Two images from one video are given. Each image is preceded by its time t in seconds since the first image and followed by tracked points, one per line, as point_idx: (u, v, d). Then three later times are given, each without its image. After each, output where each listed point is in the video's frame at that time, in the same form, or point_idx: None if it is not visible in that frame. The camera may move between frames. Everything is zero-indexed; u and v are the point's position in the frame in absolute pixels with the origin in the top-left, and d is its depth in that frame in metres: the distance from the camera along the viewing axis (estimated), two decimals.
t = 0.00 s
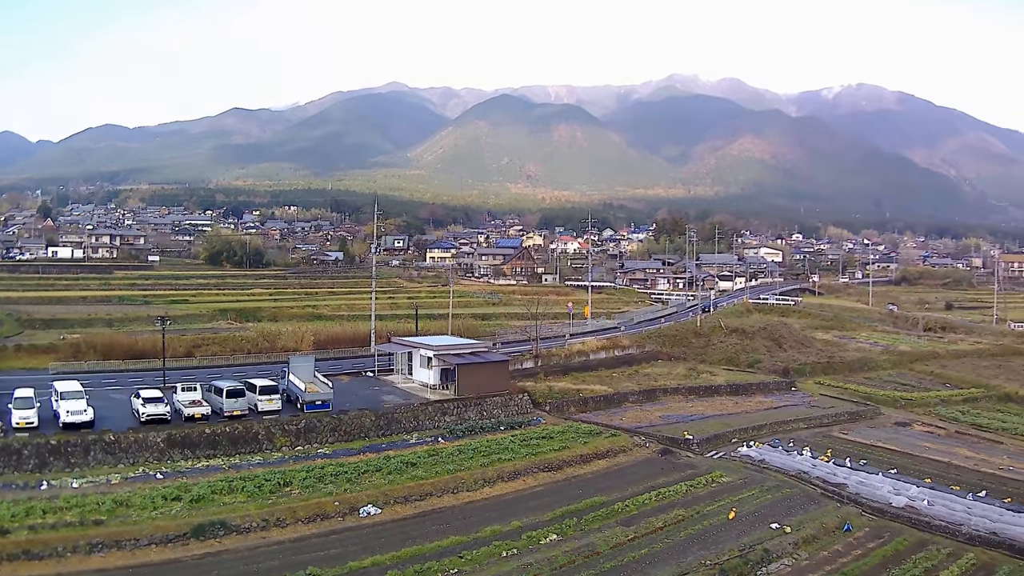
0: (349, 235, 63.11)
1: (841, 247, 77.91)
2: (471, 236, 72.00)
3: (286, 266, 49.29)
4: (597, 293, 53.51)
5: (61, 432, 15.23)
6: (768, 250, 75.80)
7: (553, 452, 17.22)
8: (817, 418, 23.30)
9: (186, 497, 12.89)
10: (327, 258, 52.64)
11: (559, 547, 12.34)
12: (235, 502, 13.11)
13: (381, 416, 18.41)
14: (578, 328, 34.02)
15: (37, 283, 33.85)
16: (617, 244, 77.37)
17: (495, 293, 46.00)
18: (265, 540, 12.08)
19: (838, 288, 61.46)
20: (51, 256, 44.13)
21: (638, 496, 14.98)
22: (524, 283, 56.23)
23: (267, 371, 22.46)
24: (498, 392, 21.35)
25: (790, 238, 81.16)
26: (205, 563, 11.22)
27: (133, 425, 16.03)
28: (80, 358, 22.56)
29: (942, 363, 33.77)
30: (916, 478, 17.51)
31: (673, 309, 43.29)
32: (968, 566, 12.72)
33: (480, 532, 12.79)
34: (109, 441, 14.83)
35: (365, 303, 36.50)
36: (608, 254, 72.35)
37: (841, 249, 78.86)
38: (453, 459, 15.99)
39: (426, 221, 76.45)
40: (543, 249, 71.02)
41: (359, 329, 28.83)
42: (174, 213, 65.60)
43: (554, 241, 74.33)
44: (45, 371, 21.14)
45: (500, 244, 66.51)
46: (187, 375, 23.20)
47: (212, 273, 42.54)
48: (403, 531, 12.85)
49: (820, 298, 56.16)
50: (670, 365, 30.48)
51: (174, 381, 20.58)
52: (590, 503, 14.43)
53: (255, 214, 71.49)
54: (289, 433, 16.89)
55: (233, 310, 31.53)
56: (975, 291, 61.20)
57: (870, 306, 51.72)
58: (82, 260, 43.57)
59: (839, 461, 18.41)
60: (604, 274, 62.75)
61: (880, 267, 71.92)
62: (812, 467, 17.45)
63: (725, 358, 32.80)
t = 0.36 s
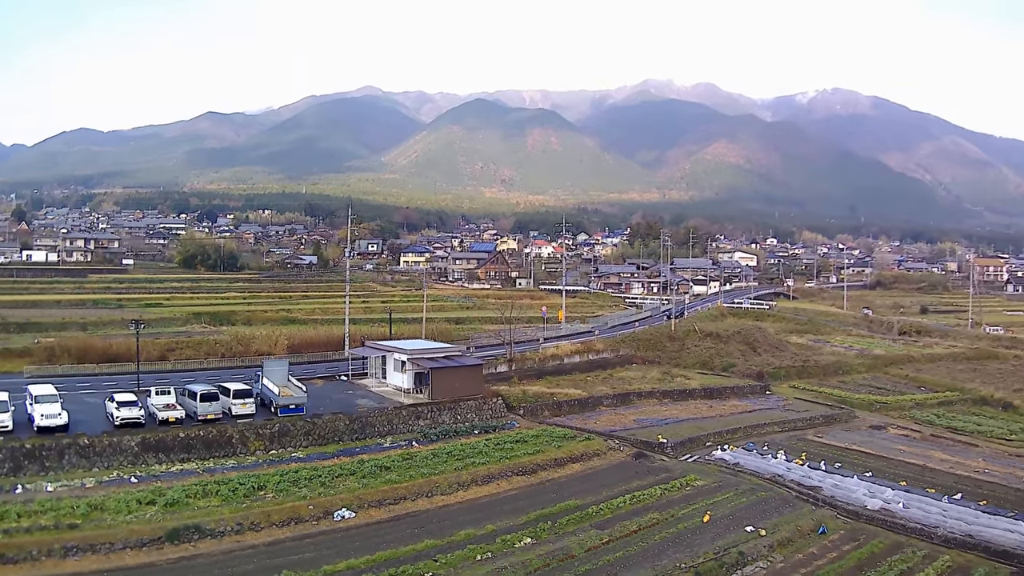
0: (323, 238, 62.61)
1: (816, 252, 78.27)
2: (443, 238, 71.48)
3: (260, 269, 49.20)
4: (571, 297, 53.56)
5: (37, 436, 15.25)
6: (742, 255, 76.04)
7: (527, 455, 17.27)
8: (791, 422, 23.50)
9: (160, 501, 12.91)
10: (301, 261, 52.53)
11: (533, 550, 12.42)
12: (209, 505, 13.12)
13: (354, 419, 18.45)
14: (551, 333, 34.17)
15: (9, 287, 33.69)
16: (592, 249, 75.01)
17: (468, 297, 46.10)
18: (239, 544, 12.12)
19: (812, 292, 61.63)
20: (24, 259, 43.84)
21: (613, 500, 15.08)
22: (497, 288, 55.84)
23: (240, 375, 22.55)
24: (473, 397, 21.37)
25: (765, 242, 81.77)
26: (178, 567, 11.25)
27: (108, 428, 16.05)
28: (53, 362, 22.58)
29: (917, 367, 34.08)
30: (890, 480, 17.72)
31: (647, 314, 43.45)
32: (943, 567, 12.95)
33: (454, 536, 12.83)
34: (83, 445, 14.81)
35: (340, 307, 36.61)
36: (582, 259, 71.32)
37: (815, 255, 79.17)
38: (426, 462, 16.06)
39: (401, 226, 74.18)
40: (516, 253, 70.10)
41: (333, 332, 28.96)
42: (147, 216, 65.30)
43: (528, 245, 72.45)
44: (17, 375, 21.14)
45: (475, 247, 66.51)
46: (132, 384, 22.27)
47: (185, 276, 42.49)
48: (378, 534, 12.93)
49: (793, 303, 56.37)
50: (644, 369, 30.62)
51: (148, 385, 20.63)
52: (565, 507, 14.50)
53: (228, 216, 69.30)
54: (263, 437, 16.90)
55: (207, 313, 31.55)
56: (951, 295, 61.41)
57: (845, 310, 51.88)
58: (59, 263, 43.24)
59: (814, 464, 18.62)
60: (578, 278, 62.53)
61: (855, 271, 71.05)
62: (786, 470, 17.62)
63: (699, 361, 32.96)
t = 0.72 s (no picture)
0: (298, 244, 62.26)
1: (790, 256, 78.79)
2: (416, 244, 72.08)
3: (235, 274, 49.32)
4: (544, 302, 53.95)
5: (12, 440, 15.24)
6: (716, 260, 76.48)
7: (500, 460, 17.44)
8: (765, 426, 23.75)
9: (134, 506, 12.94)
10: (275, 266, 52.52)
11: (508, 554, 12.55)
12: (184, 510, 13.19)
13: (328, 424, 18.54)
14: (524, 338, 34.39)
15: None
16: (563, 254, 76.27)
17: (440, 302, 46.28)
18: (214, 549, 12.22)
19: (786, 297, 61.94)
20: None
21: (586, 504, 15.24)
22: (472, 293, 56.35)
23: (214, 380, 22.61)
24: (446, 403, 21.54)
25: (738, 247, 82.59)
26: (154, 572, 11.32)
27: (82, 433, 16.05)
28: (26, 366, 22.73)
29: (891, 371, 34.49)
30: (865, 483, 18.02)
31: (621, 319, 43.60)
32: (918, 569, 13.24)
33: (428, 540, 12.96)
34: (58, 449, 14.77)
35: (314, 311, 36.98)
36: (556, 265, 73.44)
37: (789, 259, 79.71)
38: (399, 466, 16.23)
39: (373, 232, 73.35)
40: (491, 257, 72.12)
41: (306, 337, 29.41)
42: (124, 220, 64.82)
43: (502, 250, 75.70)
44: None
45: (448, 252, 67.00)
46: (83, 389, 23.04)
47: (160, 280, 42.35)
48: (353, 539, 13.07)
49: (768, 307, 56.65)
50: (618, 374, 30.83)
51: (122, 390, 20.64)
52: (539, 512, 14.64)
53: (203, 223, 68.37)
54: (237, 442, 16.94)
55: (181, 318, 31.59)
56: (925, 300, 62.10)
57: (820, 315, 52.14)
58: (21, 261, 42.42)
59: (789, 468, 18.89)
60: (550, 282, 63.26)
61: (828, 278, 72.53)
62: (760, 475, 17.90)
63: (672, 366, 33.23)
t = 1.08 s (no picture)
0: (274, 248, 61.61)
1: (766, 261, 78.92)
2: (393, 249, 72.44)
3: (212, 279, 48.92)
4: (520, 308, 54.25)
5: None
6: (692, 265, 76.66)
7: (476, 466, 17.57)
8: (741, 430, 23.91)
9: (111, 511, 12.99)
10: (251, 271, 52.59)
11: (484, 559, 12.66)
12: (161, 515, 13.26)
13: (304, 429, 18.65)
14: (499, 344, 34.52)
15: None
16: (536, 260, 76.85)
17: (416, 307, 46.37)
18: (190, 554, 12.30)
19: (761, 303, 62.01)
20: None
21: (563, 509, 15.35)
22: (448, 299, 56.88)
23: (189, 386, 22.65)
24: (421, 408, 21.67)
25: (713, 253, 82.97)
26: None
27: (59, 438, 16.06)
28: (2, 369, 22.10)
29: (868, 375, 34.76)
30: (843, 487, 18.17)
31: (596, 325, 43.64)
32: (897, 571, 13.42)
33: (405, 546, 13.07)
34: (35, 453, 14.72)
35: (288, 316, 37.39)
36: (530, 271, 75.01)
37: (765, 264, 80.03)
38: (375, 471, 16.36)
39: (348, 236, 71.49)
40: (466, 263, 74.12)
41: (281, 342, 30.41)
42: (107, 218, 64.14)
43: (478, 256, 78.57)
44: None
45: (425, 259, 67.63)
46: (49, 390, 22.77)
47: (137, 284, 42.08)
48: (330, 544, 13.16)
49: (743, 313, 56.86)
50: (593, 380, 30.94)
51: (97, 395, 20.63)
52: (515, 517, 14.74)
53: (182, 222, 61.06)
54: (213, 447, 17.01)
55: (157, 322, 31.22)
56: (902, 305, 62.72)
57: (796, 320, 52.25)
58: (13, 268, 36.93)
59: (765, 472, 19.08)
60: (526, 289, 63.93)
61: (805, 282, 73.42)
62: (736, 478, 18.05)
63: (647, 372, 33.39)
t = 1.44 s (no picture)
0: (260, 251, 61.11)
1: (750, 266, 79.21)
2: (377, 251, 72.04)
3: (197, 281, 46.16)
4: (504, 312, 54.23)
5: None
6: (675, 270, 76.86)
7: (460, 469, 17.61)
8: (726, 434, 23.96)
9: (96, 516, 13.00)
10: (235, 274, 51.78)
11: (468, 563, 12.67)
12: (146, 520, 13.28)
13: (287, 433, 18.73)
14: (482, 348, 34.56)
15: None
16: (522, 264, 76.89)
17: (400, 311, 46.39)
18: (174, 559, 12.32)
19: (745, 306, 61.99)
20: None
21: (547, 513, 15.36)
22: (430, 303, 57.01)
23: (173, 390, 22.67)
24: (405, 412, 21.78)
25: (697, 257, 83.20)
26: None
27: (43, 442, 16.07)
28: None
29: (852, 379, 34.84)
30: (827, 490, 18.20)
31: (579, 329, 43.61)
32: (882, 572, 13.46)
33: (389, 550, 13.07)
34: (20, 457, 14.71)
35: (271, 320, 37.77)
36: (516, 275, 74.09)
37: (749, 269, 80.33)
38: (358, 475, 16.38)
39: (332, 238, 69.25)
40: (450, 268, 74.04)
41: (264, 347, 31.76)
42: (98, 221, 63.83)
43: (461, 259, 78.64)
44: None
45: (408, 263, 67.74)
46: (30, 396, 22.35)
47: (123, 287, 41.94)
48: (314, 549, 13.17)
49: (726, 317, 56.91)
50: (576, 384, 30.98)
51: (81, 399, 20.63)
52: (499, 521, 14.75)
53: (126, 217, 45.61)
54: (197, 451, 17.05)
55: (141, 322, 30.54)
56: (887, 308, 62.99)
57: (780, 324, 52.23)
58: None
59: (749, 475, 19.11)
60: (509, 293, 63.89)
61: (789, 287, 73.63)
62: (720, 482, 18.07)
63: (630, 375, 33.47)
